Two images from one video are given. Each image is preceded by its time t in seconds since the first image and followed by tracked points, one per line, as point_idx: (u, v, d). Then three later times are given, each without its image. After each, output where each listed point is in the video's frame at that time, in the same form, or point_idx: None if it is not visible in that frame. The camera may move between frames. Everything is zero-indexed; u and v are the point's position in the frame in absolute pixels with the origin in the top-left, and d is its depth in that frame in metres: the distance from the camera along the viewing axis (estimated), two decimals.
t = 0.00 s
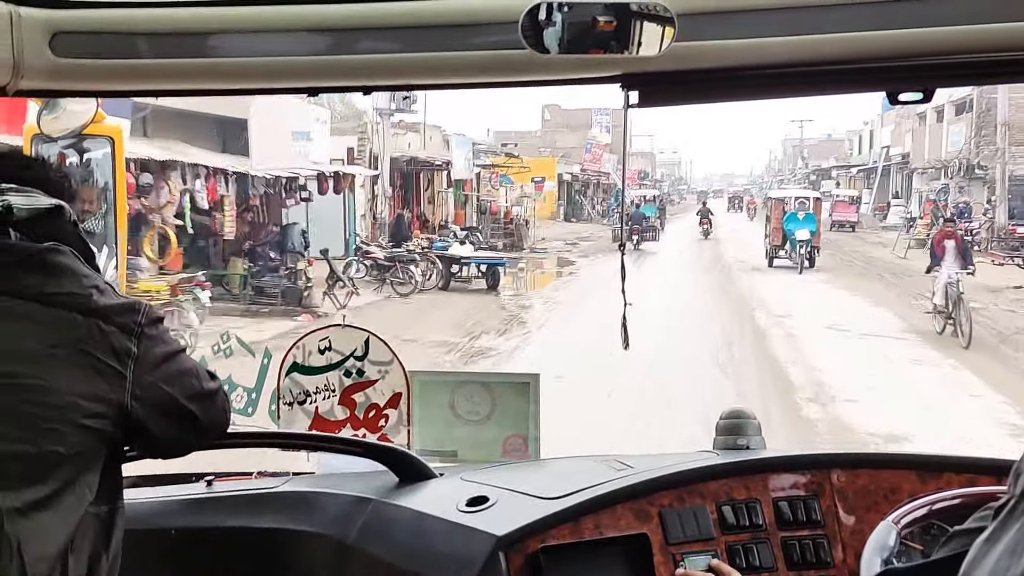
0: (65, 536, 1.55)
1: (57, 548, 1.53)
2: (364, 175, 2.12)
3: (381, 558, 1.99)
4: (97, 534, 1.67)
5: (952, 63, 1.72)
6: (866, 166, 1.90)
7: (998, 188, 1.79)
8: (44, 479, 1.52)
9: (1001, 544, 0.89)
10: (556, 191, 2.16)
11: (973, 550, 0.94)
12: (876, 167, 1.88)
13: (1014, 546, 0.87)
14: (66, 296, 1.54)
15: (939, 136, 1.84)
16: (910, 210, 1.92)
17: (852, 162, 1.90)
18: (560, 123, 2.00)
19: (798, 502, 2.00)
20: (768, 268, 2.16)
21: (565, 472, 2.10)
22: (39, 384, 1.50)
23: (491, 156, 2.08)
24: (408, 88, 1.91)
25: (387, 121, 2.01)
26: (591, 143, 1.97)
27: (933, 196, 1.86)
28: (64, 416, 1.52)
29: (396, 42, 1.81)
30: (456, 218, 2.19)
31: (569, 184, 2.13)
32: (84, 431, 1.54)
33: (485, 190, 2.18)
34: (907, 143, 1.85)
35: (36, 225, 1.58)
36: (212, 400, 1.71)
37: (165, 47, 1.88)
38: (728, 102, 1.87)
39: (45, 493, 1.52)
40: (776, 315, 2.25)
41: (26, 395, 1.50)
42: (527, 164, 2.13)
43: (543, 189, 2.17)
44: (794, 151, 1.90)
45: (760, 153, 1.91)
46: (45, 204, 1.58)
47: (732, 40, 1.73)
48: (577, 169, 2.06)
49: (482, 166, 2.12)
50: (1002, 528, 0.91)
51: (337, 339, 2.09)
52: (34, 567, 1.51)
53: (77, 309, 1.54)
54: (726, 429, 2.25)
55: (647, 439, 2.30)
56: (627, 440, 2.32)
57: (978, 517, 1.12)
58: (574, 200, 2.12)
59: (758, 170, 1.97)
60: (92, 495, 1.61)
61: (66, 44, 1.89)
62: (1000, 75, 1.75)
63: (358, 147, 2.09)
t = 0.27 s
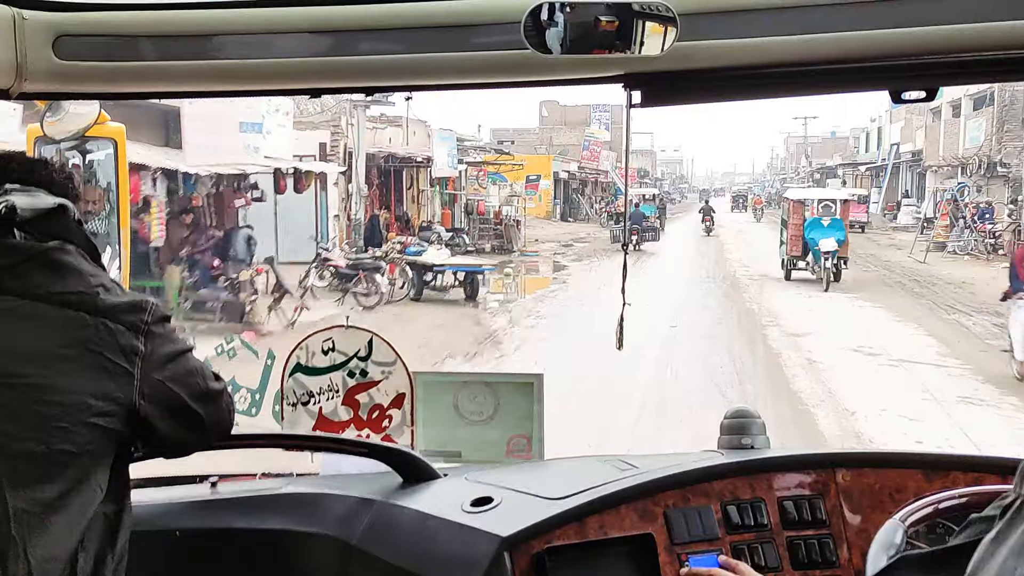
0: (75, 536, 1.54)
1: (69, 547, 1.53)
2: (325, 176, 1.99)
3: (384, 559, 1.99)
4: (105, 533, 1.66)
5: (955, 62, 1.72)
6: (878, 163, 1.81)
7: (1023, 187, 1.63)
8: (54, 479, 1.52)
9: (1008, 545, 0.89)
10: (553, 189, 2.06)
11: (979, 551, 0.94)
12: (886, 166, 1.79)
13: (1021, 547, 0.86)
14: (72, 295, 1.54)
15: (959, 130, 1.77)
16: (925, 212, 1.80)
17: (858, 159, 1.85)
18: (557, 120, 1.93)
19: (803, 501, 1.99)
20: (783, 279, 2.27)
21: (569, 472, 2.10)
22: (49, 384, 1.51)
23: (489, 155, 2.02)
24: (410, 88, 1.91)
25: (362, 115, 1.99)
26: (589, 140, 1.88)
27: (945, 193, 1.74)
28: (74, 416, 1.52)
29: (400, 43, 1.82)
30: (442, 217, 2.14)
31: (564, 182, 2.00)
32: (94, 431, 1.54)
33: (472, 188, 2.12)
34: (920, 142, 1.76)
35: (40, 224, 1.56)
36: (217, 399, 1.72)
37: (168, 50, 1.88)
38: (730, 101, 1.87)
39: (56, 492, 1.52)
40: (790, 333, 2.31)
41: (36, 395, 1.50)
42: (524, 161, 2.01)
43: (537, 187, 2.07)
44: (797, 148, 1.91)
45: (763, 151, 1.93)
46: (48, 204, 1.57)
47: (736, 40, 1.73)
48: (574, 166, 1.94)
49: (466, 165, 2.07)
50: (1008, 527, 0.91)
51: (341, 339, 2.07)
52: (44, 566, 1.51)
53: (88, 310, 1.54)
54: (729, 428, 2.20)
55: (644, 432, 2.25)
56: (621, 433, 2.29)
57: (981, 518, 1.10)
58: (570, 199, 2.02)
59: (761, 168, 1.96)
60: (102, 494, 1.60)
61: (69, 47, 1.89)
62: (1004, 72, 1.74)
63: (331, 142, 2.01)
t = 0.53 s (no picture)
0: (72, 536, 1.53)
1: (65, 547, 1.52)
2: (289, 174, 2.05)
3: (383, 560, 1.99)
4: (97, 532, 1.65)
5: (953, 63, 1.72)
6: (884, 162, 1.81)
7: None
8: (51, 479, 1.51)
9: (1008, 546, 0.89)
10: (547, 189, 2.10)
11: (978, 552, 0.94)
12: (895, 165, 1.79)
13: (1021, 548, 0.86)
14: (70, 295, 1.53)
15: (976, 126, 1.77)
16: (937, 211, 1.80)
17: (863, 158, 1.86)
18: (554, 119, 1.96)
19: (801, 502, 2.00)
20: (808, 304, 2.25)
21: (567, 474, 2.10)
22: (46, 384, 1.50)
23: (478, 151, 2.05)
24: (409, 89, 1.91)
25: (332, 107, 2.00)
26: (584, 138, 1.93)
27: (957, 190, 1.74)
28: (71, 416, 1.51)
29: (399, 44, 1.81)
30: (424, 219, 2.17)
31: (559, 181, 2.04)
32: (91, 431, 1.53)
33: (455, 189, 2.16)
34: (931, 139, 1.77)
35: (37, 224, 1.56)
36: (215, 399, 1.71)
37: (165, 50, 1.87)
38: (728, 102, 1.87)
39: (53, 493, 1.51)
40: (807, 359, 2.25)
41: (34, 395, 1.49)
42: (514, 161, 2.04)
43: (529, 188, 2.13)
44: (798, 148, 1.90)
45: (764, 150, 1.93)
46: (45, 203, 1.56)
47: (736, 41, 1.73)
48: (569, 165, 1.98)
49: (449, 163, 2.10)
50: (1008, 528, 0.91)
51: (339, 341, 2.08)
52: (40, 566, 1.49)
53: (85, 310, 1.54)
54: (728, 430, 2.20)
55: (640, 428, 2.29)
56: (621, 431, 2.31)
57: (980, 521, 1.10)
58: (565, 199, 2.08)
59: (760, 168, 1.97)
60: (99, 494, 1.59)
61: (67, 47, 1.89)
62: (1002, 73, 1.75)
63: (295, 136, 2.04)
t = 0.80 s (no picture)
0: (68, 528, 1.54)
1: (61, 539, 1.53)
2: (242, 175, 2.02)
3: (378, 558, 1.99)
4: (94, 528, 1.65)
5: (948, 63, 1.73)
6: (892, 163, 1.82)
7: None
8: (46, 471, 1.51)
9: (1002, 544, 0.89)
10: (537, 192, 2.22)
11: (972, 551, 0.94)
12: (902, 165, 1.80)
13: (1015, 547, 0.87)
14: (65, 289, 1.52)
15: (988, 125, 1.76)
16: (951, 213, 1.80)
17: (865, 158, 1.86)
18: (547, 118, 1.97)
19: (796, 501, 2.01)
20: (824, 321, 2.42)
21: (562, 472, 2.10)
22: (42, 377, 1.50)
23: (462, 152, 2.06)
24: (406, 87, 1.90)
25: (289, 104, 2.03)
26: (578, 138, 1.98)
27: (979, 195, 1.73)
28: (67, 409, 1.51)
29: (397, 42, 1.81)
30: (403, 224, 2.23)
31: (551, 183, 2.14)
32: (86, 424, 1.53)
33: (433, 193, 2.20)
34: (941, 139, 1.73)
35: (32, 217, 1.56)
36: (211, 395, 1.70)
37: (161, 47, 1.87)
38: (726, 102, 1.87)
39: (48, 485, 1.51)
40: (818, 385, 2.11)
41: (29, 387, 1.49)
42: (506, 162, 2.10)
43: (521, 189, 2.24)
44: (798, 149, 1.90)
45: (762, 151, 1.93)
46: (41, 197, 1.56)
47: (734, 41, 1.73)
48: (562, 166, 2.05)
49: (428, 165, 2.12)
50: (1003, 527, 0.91)
51: (336, 338, 2.09)
52: (35, 560, 1.51)
53: (80, 304, 1.53)
54: (724, 428, 2.21)
55: (639, 428, 2.24)
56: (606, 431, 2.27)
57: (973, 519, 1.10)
58: (557, 200, 2.19)
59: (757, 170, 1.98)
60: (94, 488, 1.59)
61: (63, 44, 1.89)
62: (996, 73, 1.75)
63: (250, 134, 2.05)
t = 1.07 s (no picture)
0: (64, 531, 1.55)
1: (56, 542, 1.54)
2: (185, 177, 2.11)
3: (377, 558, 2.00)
4: (91, 533, 1.66)
5: (944, 62, 1.73)
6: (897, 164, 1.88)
7: None
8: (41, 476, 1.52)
9: (997, 542, 0.90)
10: (525, 193, 2.24)
11: (968, 550, 0.94)
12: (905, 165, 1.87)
13: (1010, 545, 0.88)
14: (57, 292, 1.52)
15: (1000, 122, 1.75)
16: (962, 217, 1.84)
17: (866, 158, 1.89)
18: (537, 118, 2.00)
19: (795, 500, 2.01)
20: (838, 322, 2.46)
21: (560, 472, 2.10)
22: (35, 381, 1.50)
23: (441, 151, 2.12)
24: (404, 87, 1.91)
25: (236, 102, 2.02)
26: (569, 139, 2.04)
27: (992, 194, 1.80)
28: (61, 413, 1.52)
29: (394, 42, 1.81)
30: (376, 230, 2.23)
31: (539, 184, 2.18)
32: (80, 428, 1.53)
33: (406, 194, 2.28)
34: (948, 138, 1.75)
35: (24, 221, 1.54)
36: (207, 398, 1.70)
37: (158, 48, 1.87)
38: (722, 102, 1.88)
39: (43, 489, 1.52)
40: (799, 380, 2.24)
41: (22, 392, 1.50)
42: (491, 163, 2.17)
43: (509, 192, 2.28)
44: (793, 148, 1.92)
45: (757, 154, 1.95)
46: (32, 200, 1.53)
47: (732, 40, 1.73)
48: (552, 167, 2.12)
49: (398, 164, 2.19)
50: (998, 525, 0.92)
51: (333, 339, 2.08)
52: (33, 562, 1.52)
53: (73, 307, 1.53)
54: (722, 427, 2.25)
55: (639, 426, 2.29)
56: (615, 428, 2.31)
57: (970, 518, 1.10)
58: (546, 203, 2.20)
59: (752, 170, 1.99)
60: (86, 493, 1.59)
61: (60, 45, 1.88)
62: (992, 72, 1.76)
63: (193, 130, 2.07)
